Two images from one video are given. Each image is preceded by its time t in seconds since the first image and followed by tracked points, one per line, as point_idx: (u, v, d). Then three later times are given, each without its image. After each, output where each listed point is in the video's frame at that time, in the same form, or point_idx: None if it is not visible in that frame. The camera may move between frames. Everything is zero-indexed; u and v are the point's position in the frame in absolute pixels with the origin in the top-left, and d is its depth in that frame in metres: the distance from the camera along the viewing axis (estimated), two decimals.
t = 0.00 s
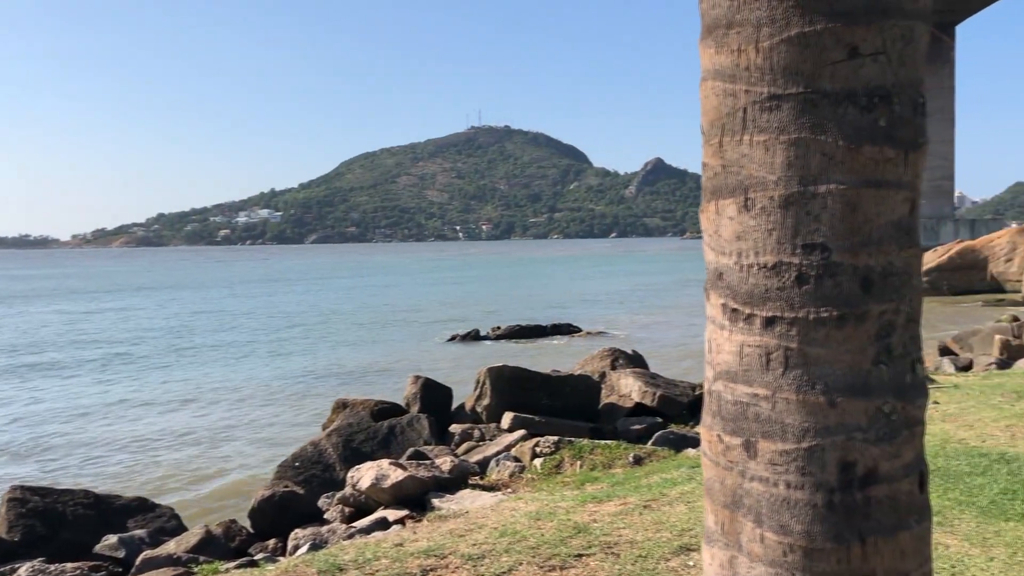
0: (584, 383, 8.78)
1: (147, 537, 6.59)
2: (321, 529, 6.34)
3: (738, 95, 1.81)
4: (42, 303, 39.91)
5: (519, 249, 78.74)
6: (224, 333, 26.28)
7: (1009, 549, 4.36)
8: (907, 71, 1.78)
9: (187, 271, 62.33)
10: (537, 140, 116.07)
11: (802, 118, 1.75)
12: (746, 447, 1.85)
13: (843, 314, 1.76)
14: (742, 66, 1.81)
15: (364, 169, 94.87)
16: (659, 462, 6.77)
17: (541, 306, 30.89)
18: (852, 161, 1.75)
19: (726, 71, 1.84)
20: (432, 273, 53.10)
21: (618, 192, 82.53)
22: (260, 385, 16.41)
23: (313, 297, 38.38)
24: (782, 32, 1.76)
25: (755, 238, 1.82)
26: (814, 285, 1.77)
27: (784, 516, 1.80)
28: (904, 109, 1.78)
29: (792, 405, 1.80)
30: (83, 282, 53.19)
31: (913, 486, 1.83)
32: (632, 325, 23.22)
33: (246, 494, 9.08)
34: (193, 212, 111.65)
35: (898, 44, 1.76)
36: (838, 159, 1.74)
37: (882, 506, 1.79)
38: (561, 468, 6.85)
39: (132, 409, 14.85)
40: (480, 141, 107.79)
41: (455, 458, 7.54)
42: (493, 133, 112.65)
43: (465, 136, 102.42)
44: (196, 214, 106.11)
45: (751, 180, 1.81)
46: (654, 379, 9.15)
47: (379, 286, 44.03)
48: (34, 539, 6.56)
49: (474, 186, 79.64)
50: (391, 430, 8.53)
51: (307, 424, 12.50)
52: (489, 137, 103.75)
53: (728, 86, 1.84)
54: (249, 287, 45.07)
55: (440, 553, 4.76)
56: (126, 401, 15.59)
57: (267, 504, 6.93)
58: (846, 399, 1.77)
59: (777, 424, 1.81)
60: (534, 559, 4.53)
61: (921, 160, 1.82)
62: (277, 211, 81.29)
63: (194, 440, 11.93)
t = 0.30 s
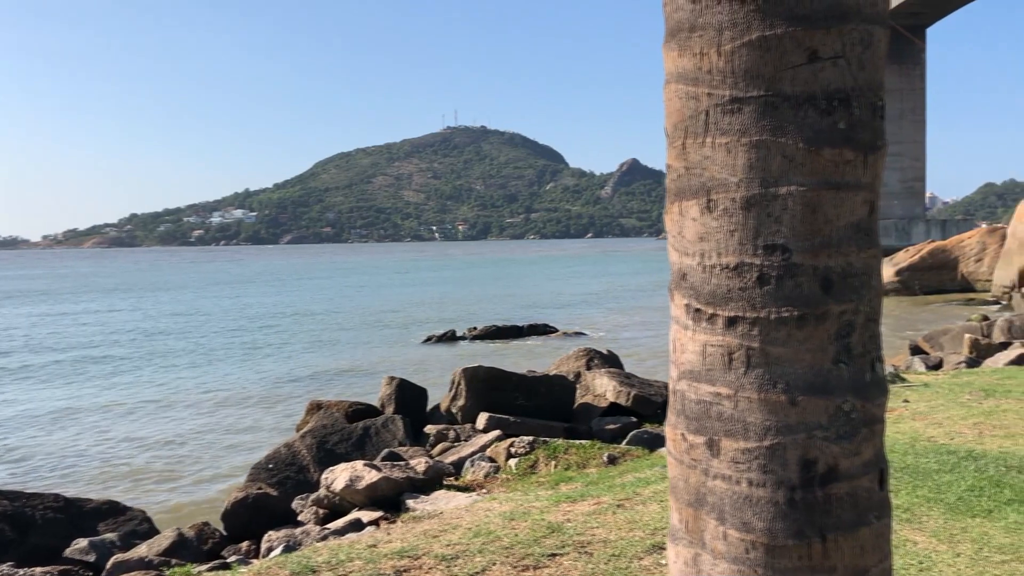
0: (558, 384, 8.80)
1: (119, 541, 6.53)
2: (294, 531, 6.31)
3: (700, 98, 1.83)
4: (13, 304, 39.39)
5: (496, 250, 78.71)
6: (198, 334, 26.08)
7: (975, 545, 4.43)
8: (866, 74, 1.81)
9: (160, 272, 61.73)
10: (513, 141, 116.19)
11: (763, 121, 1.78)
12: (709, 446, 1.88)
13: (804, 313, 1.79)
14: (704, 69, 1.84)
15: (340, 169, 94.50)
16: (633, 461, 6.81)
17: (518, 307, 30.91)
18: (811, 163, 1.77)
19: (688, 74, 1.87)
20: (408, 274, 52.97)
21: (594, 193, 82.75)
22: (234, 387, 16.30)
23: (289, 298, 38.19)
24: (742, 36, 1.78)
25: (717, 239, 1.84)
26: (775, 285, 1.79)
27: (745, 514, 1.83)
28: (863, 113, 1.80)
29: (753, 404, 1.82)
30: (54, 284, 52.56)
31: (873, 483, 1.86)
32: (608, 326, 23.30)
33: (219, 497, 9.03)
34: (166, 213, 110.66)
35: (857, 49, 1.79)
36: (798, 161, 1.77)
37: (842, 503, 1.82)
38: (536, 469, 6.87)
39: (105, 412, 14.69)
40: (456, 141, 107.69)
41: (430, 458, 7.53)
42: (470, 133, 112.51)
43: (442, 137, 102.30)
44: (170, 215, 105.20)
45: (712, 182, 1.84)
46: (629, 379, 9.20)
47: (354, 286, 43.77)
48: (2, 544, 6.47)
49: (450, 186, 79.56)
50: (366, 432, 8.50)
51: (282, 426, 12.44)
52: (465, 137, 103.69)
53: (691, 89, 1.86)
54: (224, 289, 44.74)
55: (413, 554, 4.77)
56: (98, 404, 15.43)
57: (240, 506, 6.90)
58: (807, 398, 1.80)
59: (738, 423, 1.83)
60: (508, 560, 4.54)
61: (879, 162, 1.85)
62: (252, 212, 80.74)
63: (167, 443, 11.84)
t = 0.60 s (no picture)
0: (532, 384, 8.82)
1: (87, 545, 6.47)
2: (266, 533, 6.28)
3: (662, 100, 1.85)
4: None
5: (471, 250, 78.53)
6: (171, 336, 25.85)
7: (941, 541, 4.49)
8: (824, 76, 1.83)
9: (132, 273, 61.13)
10: (489, 142, 116.14)
11: (723, 123, 1.80)
12: (670, 445, 1.89)
13: (763, 313, 1.81)
14: (665, 72, 1.85)
15: (315, 169, 94.02)
16: (607, 461, 6.82)
17: (494, 307, 30.91)
18: (769, 165, 1.79)
19: (648, 76, 1.89)
20: (383, 275, 52.74)
21: (570, 193, 82.88)
22: (207, 389, 16.17)
23: (264, 299, 37.95)
24: (702, 38, 1.80)
25: (678, 240, 1.87)
26: (735, 284, 1.81)
27: (706, 512, 1.85)
28: (820, 116, 1.83)
29: (714, 403, 1.84)
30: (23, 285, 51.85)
31: (831, 481, 1.88)
32: (584, 326, 23.37)
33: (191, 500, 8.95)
34: (138, 213, 109.56)
35: (815, 52, 1.81)
36: (756, 162, 1.79)
37: (801, 500, 1.84)
38: (509, 469, 6.87)
39: (76, 415, 14.54)
40: (431, 141, 107.48)
41: (404, 459, 7.52)
42: (445, 133, 112.24)
43: (417, 137, 102.10)
44: (142, 216, 104.19)
45: (673, 184, 1.86)
46: (603, 378, 9.23)
47: (328, 287, 43.47)
48: None
49: (426, 187, 79.39)
50: (339, 433, 8.46)
51: (256, 428, 12.38)
52: (441, 138, 103.56)
53: (652, 91, 1.88)
54: (197, 290, 44.38)
55: (385, 555, 4.76)
56: (69, 407, 15.26)
57: (211, 509, 6.86)
58: (765, 397, 1.82)
59: (699, 422, 1.85)
60: (480, 560, 4.54)
61: (837, 164, 1.88)
62: (225, 212, 80.14)
63: (139, 446, 11.75)
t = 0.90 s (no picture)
0: (505, 383, 8.81)
1: (54, 549, 6.39)
2: (237, 536, 6.24)
3: (623, 101, 1.86)
4: None
5: (445, 250, 78.39)
6: (142, 338, 25.58)
7: (907, 537, 4.54)
8: (785, 76, 1.85)
9: (101, 274, 60.40)
10: (463, 142, 115.98)
11: (684, 123, 1.81)
12: (634, 443, 1.91)
13: (724, 312, 1.83)
14: (627, 72, 1.86)
15: (288, 169, 93.45)
16: (579, 460, 6.83)
17: (469, 308, 30.88)
18: (730, 164, 1.81)
19: (612, 76, 1.89)
20: (357, 275, 52.53)
21: (544, 194, 82.93)
22: (178, 391, 16.03)
23: (237, 300, 37.66)
24: (664, 39, 1.81)
25: (641, 239, 1.88)
26: (697, 283, 1.83)
27: (669, 509, 1.86)
28: (781, 116, 1.85)
29: (677, 401, 1.85)
30: None
31: (793, 477, 1.90)
32: (559, 326, 23.41)
33: (161, 503, 8.87)
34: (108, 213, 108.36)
35: (776, 52, 1.83)
36: (717, 162, 1.81)
37: (762, 497, 1.85)
38: (482, 469, 6.87)
39: (44, 419, 14.36)
40: (405, 141, 107.17)
41: (376, 460, 7.48)
42: (419, 133, 112.03)
43: (391, 137, 101.77)
44: (113, 216, 103.06)
45: (635, 183, 1.87)
46: (576, 378, 9.26)
47: (301, 288, 43.25)
48: None
49: (400, 187, 79.12)
50: (311, 434, 8.41)
51: (228, 430, 12.29)
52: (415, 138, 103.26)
53: (615, 91, 1.89)
54: (169, 291, 43.96)
55: (356, 557, 4.74)
56: (37, 411, 15.06)
57: (181, 511, 6.79)
58: (727, 394, 1.84)
59: (661, 420, 1.87)
60: (451, 560, 4.54)
61: (797, 163, 1.90)
62: (197, 212, 79.45)
63: (108, 449, 11.62)
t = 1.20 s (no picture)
0: (477, 384, 8.80)
1: (19, 554, 6.29)
2: (206, 539, 6.17)
3: (586, 101, 1.86)
4: None
5: (418, 250, 78.14)
6: (110, 339, 25.27)
7: (874, 534, 4.58)
8: (746, 77, 1.86)
9: (68, 274, 59.56)
10: (435, 142, 115.78)
11: (645, 124, 1.82)
12: (598, 442, 1.91)
13: (686, 312, 1.84)
14: (590, 71, 1.86)
15: (259, 168, 92.77)
16: (550, 461, 6.84)
17: (442, 308, 30.82)
18: (692, 164, 1.82)
19: (575, 76, 1.89)
20: (329, 275, 52.20)
21: (517, 194, 82.95)
22: (146, 394, 15.85)
23: (206, 301, 37.30)
24: (625, 39, 1.81)
25: (604, 239, 1.88)
26: (659, 283, 1.83)
27: (632, 509, 1.86)
28: (742, 115, 1.85)
29: (639, 401, 1.86)
30: None
31: (755, 476, 1.90)
32: (531, 326, 23.43)
33: (128, 506, 8.77)
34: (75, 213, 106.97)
35: (736, 52, 1.84)
36: (679, 162, 1.81)
37: (725, 496, 1.86)
38: (454, 470, 6.86)
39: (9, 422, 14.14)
40: (377, 141, 106.78)
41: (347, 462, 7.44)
42: (391, 132, 111.64)
43: (363, 137, 101.40)
44: (80, 215, 101.76)
45: (599, 183, 1.87)
46: (548, 378, 9.27)
47: (272, 288, 42.95)
48: None
49: (372, 187, 78.82)
50: (281, 436, 8.35)
51: (197, 433, 12.18)
52: (387, 138, 102.97)
53: (578, 90, 1.88)
54: (138, 292, 43.45)
55: (326, 559, 4.71)
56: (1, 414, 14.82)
57: (148, 515, 6.71)
58: (689, 394, 1.84)
59: (625, 420, 1.87)
60: (422, 561, 4.52)
61: (759, 163, 1.91)
62: (166, 212, 78.64)
63: (75, 453, 11.47)
